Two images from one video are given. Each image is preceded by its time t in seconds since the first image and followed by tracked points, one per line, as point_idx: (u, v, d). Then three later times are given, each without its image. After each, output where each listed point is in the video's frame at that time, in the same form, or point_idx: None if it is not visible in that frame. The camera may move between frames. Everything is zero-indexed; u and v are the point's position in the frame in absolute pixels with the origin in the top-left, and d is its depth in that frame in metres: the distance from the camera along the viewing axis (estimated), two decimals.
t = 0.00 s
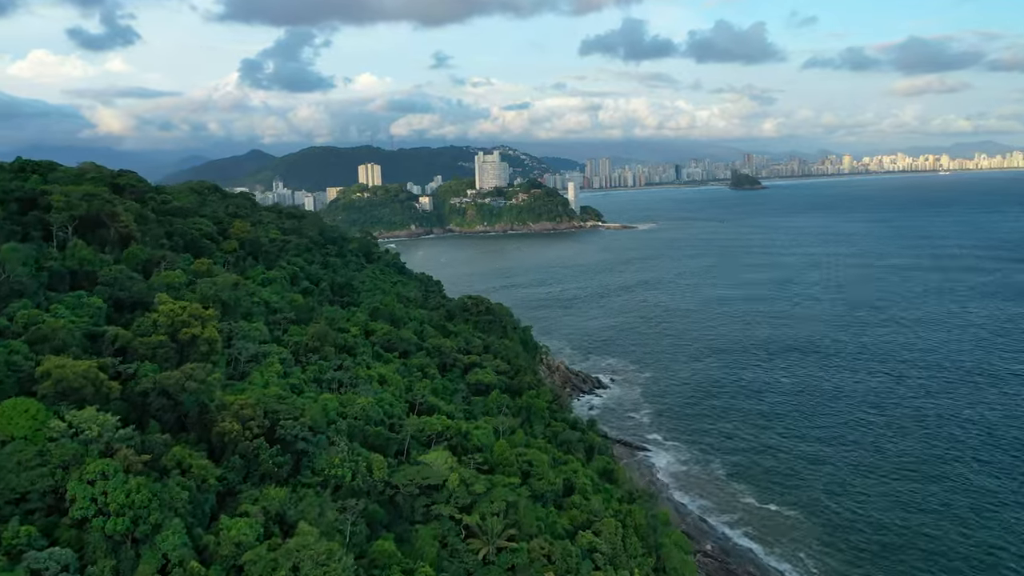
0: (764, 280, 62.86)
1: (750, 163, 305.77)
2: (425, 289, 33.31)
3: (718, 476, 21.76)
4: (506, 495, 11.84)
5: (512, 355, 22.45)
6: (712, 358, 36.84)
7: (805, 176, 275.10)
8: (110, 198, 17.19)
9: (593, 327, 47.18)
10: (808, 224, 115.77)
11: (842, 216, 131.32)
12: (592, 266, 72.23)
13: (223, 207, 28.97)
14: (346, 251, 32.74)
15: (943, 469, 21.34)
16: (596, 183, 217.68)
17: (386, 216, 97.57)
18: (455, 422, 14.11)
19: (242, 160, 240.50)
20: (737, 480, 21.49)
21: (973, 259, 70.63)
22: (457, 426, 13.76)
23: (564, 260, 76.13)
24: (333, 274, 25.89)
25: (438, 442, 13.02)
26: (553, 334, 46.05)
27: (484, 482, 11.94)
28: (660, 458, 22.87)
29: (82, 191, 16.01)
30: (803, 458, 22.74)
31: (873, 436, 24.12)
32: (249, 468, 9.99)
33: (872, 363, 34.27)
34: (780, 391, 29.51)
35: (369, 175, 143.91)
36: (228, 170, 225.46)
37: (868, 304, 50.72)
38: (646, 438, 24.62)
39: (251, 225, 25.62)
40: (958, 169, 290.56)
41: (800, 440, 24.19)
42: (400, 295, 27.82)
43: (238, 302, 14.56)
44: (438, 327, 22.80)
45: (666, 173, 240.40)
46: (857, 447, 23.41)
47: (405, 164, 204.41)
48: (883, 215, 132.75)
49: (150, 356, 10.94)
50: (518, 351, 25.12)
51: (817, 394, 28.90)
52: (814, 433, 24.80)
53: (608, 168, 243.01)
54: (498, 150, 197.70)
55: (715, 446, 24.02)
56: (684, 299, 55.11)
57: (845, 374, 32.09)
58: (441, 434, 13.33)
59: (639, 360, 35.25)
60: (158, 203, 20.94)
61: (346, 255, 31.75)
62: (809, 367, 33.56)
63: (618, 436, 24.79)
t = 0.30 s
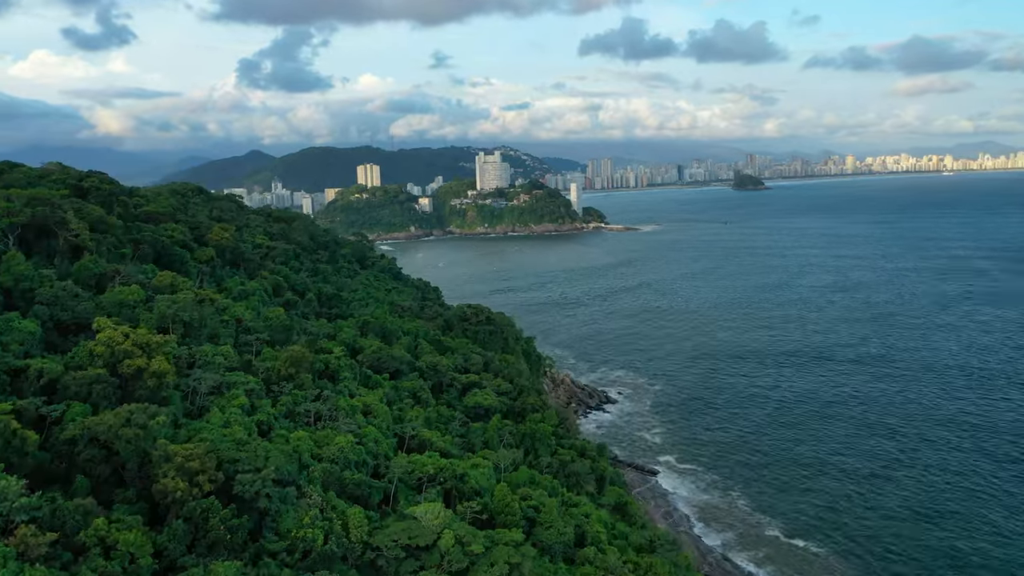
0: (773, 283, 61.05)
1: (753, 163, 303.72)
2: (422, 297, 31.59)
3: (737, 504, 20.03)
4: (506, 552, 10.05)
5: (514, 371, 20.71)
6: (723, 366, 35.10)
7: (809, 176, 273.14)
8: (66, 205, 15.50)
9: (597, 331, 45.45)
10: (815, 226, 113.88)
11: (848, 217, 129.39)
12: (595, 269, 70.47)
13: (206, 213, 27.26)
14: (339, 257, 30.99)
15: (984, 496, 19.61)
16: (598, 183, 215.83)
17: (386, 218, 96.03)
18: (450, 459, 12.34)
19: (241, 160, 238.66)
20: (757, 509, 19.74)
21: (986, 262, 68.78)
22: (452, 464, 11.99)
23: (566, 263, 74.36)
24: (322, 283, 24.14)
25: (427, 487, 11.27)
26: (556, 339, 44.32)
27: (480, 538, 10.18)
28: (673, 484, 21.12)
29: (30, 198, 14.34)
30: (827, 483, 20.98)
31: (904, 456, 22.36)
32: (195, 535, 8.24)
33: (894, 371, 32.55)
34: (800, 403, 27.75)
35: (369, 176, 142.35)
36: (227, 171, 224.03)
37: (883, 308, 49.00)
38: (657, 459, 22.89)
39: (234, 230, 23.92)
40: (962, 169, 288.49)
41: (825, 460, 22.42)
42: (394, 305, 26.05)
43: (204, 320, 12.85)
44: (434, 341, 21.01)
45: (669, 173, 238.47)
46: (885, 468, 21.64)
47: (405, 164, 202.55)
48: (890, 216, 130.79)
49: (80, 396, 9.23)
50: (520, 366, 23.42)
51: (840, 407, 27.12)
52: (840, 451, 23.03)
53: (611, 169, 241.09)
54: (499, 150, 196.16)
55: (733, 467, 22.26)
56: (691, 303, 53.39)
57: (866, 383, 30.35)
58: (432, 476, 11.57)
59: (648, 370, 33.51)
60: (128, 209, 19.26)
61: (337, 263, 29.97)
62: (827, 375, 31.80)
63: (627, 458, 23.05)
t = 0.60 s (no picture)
0: (782, 286, 59.33)
1: (756, 163, 302.03)
2: (418, 306, 29.88)
3: (762, 539, 18.28)
4: None
5: (515, 391, 19.01)
6: (736, 373, 33.41)
7: (812, 176, 271.62)
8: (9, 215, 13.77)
9: (602, 335, 43.74)
10: (820, 227, 112.34)
11: (854, 218, 127.85)
12: (598, 272, 68.76)
13: (187, 217, 25.56)
14: (330, 264, 29.28)
15: None
16: (600, 184, 214.43)
17: (385, 219, 94.37)
18: (444, 511, 10.56)
19: (240, 160, 236.79)
20: (784, 546, 17.98)
21: (999, 264, 67.12)
22: (446, 518, 10.22)
23: (568, 265, 72.63)
24: (309, 293, 22.44)
25: (413, 550, 9.51)
26: (559, 343, 42.62)
27: None
28: (690, 515, 19.36)
29: None
30: (858, 513, 19.23)
31: (938, 480, 20.62)
32: None
33: (916, 380, 30.90)
34: (820, 418, 26.00)
35: (368, 176, 140.69)
36: (225, 170, 222.48)
37: (899, 311, 47.30)
38: (671, 484, 21.14)
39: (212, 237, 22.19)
40: (966, 170, 287.06)
41: (853, 484, 20.67)
42: (387, 317, 24.36)
43: (157, 346, 11.13)
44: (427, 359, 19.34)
45: (671, 174, 237.05)
46: (921, 496, 19.87)
47: (406, 164, 200.89)
48: (897, 216, 129.19)
49: None
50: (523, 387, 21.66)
51: (863, 422, 25.40)
52: (868, 474, 21.29)
53: (612, 169, 239.56)
54: (500, 150, 194.49)
55: (754, 493, 20.52)
56: (699, 306, 51.72)
57: (890, 393, 28.65)
58: (419, 534, 9.79)
59: (656, 379, 31.83)
60: (89, 216, 17.50)
61: (328, 270, 28.26)
62: (847, 384, 30.09)
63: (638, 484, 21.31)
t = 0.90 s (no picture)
0: (791, 289, 57.56)
1: (758, 163, 300.20)
2: (413, 315, 28.10)
3: None
4: None
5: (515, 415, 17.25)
6: (750, 383, 31.65)
7: (814, 176, 269.81)
8: None
9: (606, 340, 41.98)
10: (825, 229, 110.72)
11: (859, 219, 126.08)
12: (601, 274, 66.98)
13: (163, 222, 23.80)
14: (318, 270, 27.51)
15: None
16: (601, 184, 212.72)
17: (383, 220, 92.65)
18: None
19: (239, 160, 234.93)
20: None
21: (1012, 267, 65.42)
22: None
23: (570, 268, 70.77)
24: (292, 306, 20.71)
25: None
26: (562, 348, 40.87)
27: None
28: (710, 554, 17.57)
29: None
30: (897, 551, 17.43)
31: (983, 513, 18.78)
32: None
33: (941, 391, 29.14)
34: (843, 435, 24.23)
35: (367, 176, 138.86)
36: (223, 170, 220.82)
37: (915, 316, 45.54)
38: (687, 516, 19.33)
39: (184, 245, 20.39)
40: (969, 170, 285.33)
41: (887, 517, 18.86)
42: (377, 331, 22.65)
43: (86, 385, 10.18)
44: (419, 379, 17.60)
45: (673, 174, 235.29)
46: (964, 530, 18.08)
47: (406, 164, 199.11)
48: (903, 217, 127.44)
49: None
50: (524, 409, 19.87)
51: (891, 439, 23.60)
52: (903, 504, 19.44)
53: (614, 169, 237.82)
54: (501, 150, 192.68)
55: (779, 526, 18.69)
56: (707, 310, 49.96)
57: (918, 407, 26.84)
58: None
59: (666, 392, 30.06)
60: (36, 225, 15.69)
61: (316, 277, 26.49)
62: (870, 397, 28.32)
63: (651, 515, 19.51)
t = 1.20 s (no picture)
0: (799, 293, 55.85)
1: (760, 163, 298.29)
2: (406, 327, 26.36)
3: None
4: None
5: (514, 445, 15.45)
6: (766, 393, 29.78)
7: (817, 176, 267.90)
8: None
9: (611, 346, 40.07)
10: (831, 229, 108.97)
11: (864, 220, 124.37)
12: (603, 277, 65.18)
13: (134, 227, 22.01)
14: (305, 278, 25.72)
15: None
16: (602, 185, 210.99)
17: (380, 221, 90.86)
18: None
19: (236, 160, 233.00)
20: None
21: None
22: None
23: (570, 270, 68.89)
24: (270, 322, 18.94)
25: None
26: (564, 354, 38.93)
27: None
28: None
29: None
30: None
31: None
32: None
33: (969, 401, 27.31)
34: (870, 452, 22.40)
35: (365, 176, 136.98)
36: (221, 170, 219.07)
37: (933, 321, 43.67)
38: (705, 553, 17.55)
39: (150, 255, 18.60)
40: (972, 171, 283.60)
41: (926, 556, 17.11)
42: (365, 348, 20.90)
43: None
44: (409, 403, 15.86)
45: (675, 174, 233.47)
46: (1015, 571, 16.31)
47: (405, 165, 197.25)
48: (908, 218, 125.65)
49: None
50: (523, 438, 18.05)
51: (922, 458, 21.78)
52: (944, 542, 17.61)
53: (615, 170, 235.95)
54: (501, 150, 190.85)
55: (807, 566, 16.94)
56: (715, 315, 48.07)
57: (948, 420, 24.96)
58: None
59: (676, 406, 28.22)
60: None
61: (302, 287, 24.67)
62: (897, 408, 26.45)
63: (665, 553, 17.73)
